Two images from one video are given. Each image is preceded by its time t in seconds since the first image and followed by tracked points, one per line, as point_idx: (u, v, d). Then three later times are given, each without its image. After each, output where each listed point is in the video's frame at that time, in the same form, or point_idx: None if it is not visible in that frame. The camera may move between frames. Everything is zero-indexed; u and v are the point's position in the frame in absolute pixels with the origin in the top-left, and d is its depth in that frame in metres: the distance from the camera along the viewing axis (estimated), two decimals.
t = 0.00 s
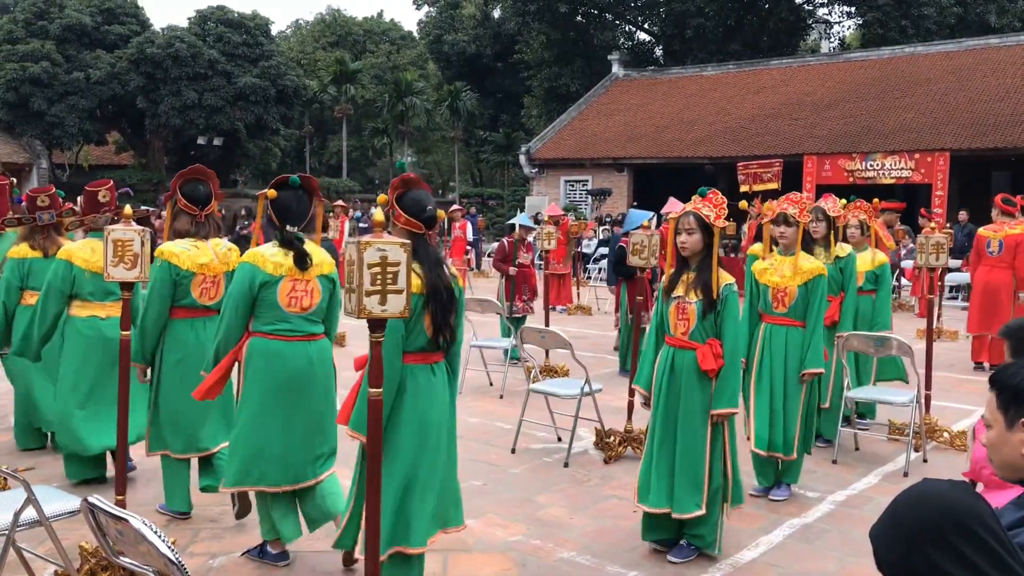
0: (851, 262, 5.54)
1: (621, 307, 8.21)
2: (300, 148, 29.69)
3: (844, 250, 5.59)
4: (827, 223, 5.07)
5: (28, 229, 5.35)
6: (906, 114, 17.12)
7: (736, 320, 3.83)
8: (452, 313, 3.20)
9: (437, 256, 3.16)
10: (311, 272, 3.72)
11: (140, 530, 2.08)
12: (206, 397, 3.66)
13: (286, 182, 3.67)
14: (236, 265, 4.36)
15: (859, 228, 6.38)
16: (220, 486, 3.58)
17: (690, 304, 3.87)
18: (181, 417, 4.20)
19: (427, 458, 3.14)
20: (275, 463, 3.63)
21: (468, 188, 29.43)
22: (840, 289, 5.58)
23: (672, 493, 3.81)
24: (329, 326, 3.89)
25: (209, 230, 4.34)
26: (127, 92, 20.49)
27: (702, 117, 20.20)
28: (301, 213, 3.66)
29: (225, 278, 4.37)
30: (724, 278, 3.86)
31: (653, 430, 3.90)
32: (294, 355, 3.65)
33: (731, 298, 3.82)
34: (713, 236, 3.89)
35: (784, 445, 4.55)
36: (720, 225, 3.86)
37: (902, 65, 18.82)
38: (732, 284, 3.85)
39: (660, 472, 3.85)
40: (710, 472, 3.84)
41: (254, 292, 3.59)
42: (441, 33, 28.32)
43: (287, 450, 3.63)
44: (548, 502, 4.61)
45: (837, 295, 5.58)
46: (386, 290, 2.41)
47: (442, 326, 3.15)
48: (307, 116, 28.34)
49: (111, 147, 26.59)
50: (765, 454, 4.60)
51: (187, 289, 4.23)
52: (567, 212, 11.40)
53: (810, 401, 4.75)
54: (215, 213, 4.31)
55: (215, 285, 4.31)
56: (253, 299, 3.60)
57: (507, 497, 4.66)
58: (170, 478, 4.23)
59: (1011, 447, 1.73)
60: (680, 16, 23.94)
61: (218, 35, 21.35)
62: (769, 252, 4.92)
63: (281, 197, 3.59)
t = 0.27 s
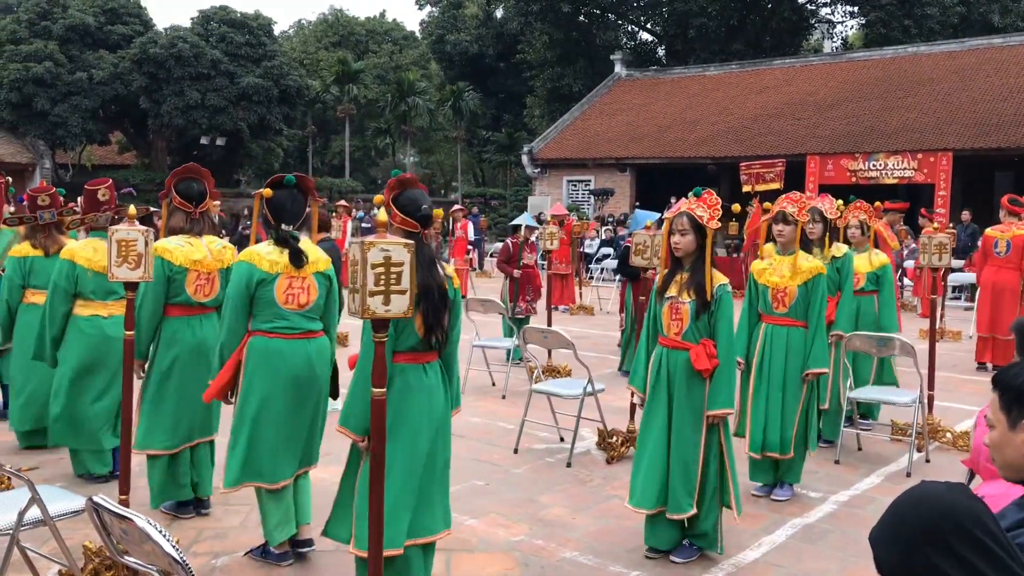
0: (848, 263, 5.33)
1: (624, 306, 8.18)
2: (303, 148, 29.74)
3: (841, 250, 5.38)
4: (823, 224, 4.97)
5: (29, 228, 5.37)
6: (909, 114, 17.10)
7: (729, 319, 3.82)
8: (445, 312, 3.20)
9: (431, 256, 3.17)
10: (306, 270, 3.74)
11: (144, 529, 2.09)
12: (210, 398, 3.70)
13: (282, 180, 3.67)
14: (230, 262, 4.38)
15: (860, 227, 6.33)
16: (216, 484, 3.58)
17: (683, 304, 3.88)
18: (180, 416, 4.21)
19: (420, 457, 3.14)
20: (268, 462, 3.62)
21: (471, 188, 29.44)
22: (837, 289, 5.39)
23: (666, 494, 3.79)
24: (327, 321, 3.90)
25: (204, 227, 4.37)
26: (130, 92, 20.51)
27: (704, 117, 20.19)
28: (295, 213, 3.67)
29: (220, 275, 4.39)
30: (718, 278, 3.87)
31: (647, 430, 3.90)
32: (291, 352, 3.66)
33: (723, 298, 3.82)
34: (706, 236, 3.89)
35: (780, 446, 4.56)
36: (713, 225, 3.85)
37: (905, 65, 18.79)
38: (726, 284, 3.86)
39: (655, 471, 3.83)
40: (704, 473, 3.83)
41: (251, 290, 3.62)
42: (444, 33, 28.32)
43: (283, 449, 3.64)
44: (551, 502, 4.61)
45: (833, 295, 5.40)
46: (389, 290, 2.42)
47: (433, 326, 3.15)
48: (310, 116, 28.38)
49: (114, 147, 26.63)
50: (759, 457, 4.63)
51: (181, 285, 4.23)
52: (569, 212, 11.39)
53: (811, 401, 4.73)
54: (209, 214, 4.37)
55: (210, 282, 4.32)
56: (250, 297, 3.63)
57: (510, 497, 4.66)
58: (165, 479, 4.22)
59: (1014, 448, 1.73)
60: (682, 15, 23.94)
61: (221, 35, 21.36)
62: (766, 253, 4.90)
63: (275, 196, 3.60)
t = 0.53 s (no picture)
0: (844, 262, 5.31)
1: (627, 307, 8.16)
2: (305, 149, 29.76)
3: (837, 250, 5.39)
4: (820, 226, 4.93)
5: (32, 228, 5.37)
6: (910, 115, 17.09)
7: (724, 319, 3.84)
8: (445, 312, 3.22)
9: (431, 257, 3.18)
10: (308, 267, 3.75)
11: (149, 528, 2.09)
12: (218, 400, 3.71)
13: (286, 179, 3.71)
14: (232, 260, 4.39)
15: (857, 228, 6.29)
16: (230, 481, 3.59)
17: (679, 304, 3.90)
18: (179, 415, 4.21)
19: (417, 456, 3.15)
20: (263, 462, 3.63)
21: (472, 189, 29.44)
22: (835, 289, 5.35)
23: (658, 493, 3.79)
24: (329, 318, 3.91)
25: (204, 227, 4.41)
26: (132, 93, 20.51)
27: (705, 118, 20.18)
28: (298, 212, 3.73)
29: (221, 273, 4.40)
30: (714, 278, 3.88)
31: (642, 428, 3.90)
32: (293, 350, 3.67)
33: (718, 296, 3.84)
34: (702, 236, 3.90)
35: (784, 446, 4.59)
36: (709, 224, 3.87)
37: (906, 66, 18.78)
38: (720, 284, 3.88)
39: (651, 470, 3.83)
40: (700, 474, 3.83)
41: (255, 287, 3.62)
42: (445, 34, 28.32)
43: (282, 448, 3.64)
44: (553, 502, 4.62)
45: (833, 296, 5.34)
46: (392, 291, 2.42)
47: (433, 326, 3.16)
48: (311, 116, 28.40)
49: (115, 148, 26.65)
50: (763, 455, 4.70)
51: (183, 284, 4.24)
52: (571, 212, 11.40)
53: (812, 401, 4.74)
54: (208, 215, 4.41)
55: (211, 279, 4.33)
56: (254, 294, 3.63)
57: (512, 497, 4.67)
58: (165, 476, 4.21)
59: (1017, 447, 1.73)
60: (683, 16, 23.93)
61: (223, 35, 21.39)
62: (764, 254, 4.90)
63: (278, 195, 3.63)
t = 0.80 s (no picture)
0: (843, 262, 5.29)
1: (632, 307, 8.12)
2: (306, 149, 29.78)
3: (836, 250, 5.39)
4: (819, 226, 4.92)
5: (35, 227, 5.37)
6: (912, 114, 17.08)
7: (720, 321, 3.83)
8: (446, 310, 3.20)
9: (431, 256, 3.17)
10: (311, 266, 3.75)
11: (151, 528, 2.09)
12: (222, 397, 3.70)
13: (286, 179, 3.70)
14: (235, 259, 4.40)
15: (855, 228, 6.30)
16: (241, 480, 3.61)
17: (674, 306, 3.88)
18: (179, 415, 4.20)
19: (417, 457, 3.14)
20: (263, 464, 3.63)
21: (474, 188, 29.44)
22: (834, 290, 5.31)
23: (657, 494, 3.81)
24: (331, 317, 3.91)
25: (208, 226, 4.40)
26: (133, 93, 20.52)
27: (707, 117, 20.17)
28: (300, 211, 3.70)
29: (225, 272, 4.41)
30: (709, 280, 3.87)
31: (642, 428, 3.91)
32: (297, 348, 3.68)
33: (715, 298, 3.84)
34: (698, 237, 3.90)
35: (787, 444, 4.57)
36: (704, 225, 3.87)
37: (908, 65, 18.76)
38: (716, 286, 3.86)
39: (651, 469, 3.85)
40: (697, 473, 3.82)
41: (257, 286, 3.61)
42: (447, 33, 28.33)
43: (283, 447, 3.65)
44: (555, 502, 4.62)
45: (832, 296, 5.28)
46: (394, 290, 2.42)
47: (434, 326, 3.15)
48: (313, 116, 28.40)
49: (117, 148, 26.67)
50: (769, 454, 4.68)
51: (187, 283, 4.24)
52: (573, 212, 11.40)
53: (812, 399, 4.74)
54: (209, 216, 4.39)
55: (215, 278, 4.33)
56: (256, 293, 3.62)
57: (514, 497, 4.67)
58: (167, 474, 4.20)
59: (1020, 446, 1.72)
60: (685, 15, 23.92)
61: (224, 35, 21.41)
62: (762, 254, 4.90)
63: (280, 193, 3.63)
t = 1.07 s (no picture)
0: (843, 265, 5.28)
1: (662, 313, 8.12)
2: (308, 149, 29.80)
3: (837, 254, 5.37)
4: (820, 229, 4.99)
5: (40, 226, 5.37)
6: (915, 114, 17.07)
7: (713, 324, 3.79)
8: (445, 311, 3.20)
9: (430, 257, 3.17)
10: (314, 267, 3.75)
11: (151, 526, 2.09)
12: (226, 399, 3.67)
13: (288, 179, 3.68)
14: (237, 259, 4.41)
15: (854, 230, 6.37)
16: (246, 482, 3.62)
17: (667, 308, 3.83)
18: (185, 414, 4.22)
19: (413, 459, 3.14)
20: (264, 464, 3.64)
21: (475, 188, 29.44)
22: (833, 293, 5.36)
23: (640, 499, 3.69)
24: (333, 319, 3.91)
25: (209, 228, 4.39)
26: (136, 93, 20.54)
27: (709, 117, 20.17)
28: (303, 210, 3.71)
29: (227, 272, 4.41)
30: (701, 283, 3.83)
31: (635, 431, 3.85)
32: (299, 350, 3.68)
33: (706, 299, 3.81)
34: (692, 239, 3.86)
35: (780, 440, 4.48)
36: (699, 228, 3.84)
37: (910, 65, 18.74)
38: (708, 288, 3.82)
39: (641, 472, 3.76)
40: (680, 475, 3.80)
41: (260, 287, 3.61)
42: (449, 33, 28.34)
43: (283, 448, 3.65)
44: (557, 501, 4.61)
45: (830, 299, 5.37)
46: (395, 289, 2.42)
47: (433, 327, 3.15)
48: (314, 116, 28.43)
49: (119, 148, 26.69)
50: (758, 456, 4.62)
51: (192, 284, 4.24)
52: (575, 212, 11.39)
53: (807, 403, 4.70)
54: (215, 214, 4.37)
55: (219, 278, 4.34)
56: (259, 294, 3.62)
57: (516, 497, 4.67)
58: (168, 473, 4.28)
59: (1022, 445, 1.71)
60: (687, 15, 23.90)
61: (226, 35, 21.43)
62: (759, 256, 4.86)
63: (283, 195, 3.61)
